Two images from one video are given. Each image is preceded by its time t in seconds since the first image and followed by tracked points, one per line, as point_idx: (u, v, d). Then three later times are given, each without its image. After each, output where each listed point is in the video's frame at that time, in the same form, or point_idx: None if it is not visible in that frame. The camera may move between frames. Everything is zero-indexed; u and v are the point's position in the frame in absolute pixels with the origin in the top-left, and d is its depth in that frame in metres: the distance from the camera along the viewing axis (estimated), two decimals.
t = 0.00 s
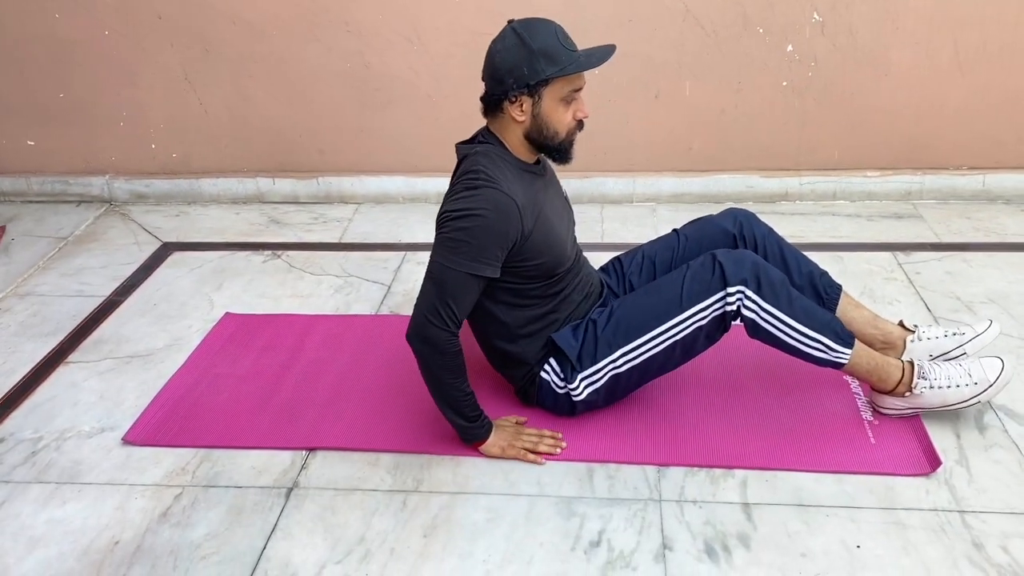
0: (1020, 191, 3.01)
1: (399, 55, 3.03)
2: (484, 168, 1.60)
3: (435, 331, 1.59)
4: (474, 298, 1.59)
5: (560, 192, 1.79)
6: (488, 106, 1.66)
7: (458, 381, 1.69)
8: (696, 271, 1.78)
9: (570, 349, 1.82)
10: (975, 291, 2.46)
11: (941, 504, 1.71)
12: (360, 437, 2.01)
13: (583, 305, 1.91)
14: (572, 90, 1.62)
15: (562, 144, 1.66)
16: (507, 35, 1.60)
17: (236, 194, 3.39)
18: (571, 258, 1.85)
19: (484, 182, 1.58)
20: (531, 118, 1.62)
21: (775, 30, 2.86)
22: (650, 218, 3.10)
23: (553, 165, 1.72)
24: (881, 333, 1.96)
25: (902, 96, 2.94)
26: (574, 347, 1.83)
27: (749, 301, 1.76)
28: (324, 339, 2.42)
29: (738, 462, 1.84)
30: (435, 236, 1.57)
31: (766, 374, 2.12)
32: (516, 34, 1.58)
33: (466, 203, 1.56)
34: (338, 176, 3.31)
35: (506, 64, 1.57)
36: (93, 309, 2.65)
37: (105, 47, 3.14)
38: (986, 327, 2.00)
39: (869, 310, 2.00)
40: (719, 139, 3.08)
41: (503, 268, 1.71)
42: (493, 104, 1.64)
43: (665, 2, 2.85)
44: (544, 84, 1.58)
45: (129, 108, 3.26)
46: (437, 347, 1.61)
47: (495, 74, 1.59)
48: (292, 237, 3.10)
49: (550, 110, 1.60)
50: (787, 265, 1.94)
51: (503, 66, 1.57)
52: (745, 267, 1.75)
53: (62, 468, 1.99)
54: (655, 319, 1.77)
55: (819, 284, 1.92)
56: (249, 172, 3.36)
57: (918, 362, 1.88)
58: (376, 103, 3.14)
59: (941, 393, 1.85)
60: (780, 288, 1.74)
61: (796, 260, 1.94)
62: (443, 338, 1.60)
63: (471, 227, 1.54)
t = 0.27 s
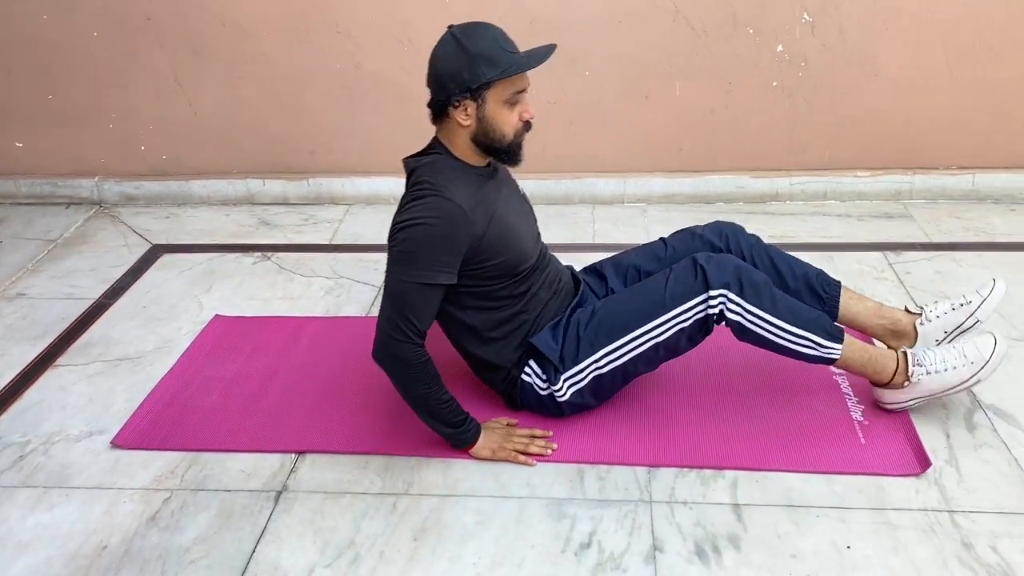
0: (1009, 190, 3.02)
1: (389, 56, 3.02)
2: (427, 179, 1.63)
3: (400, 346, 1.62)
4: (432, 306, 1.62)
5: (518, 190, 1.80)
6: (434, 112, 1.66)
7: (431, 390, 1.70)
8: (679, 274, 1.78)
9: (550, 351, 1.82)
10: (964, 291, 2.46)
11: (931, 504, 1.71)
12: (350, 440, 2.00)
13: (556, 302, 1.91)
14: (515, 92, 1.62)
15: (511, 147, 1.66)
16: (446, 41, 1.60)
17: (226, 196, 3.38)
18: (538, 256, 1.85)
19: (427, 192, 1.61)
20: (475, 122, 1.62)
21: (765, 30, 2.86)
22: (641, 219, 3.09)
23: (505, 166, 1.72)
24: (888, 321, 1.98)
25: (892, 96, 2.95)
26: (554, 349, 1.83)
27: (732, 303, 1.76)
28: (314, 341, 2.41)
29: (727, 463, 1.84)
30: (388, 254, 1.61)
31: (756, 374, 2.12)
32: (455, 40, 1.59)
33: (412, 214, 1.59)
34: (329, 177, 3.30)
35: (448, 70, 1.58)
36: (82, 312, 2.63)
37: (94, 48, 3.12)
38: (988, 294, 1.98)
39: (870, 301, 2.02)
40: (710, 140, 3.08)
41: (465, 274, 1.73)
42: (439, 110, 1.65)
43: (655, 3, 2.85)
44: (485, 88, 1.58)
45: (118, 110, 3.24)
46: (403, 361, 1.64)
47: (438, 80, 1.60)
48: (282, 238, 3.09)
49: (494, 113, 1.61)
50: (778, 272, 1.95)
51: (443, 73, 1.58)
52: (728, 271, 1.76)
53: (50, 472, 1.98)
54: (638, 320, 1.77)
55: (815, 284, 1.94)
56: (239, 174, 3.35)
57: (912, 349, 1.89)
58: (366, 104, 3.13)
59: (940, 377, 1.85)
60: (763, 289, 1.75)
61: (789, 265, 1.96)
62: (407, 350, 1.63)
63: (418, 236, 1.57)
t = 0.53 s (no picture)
0: (995, 192, 3.04)
1: (377, 59, 3.02)
2: (386, 196, 1.63)
3: (370, 363, 1.62)
4: (400, 321, 1.62)
5: (483, 198, 1.80)
6: (390, 129, 1.66)
7: (405, 402, 1.69)
8: (673, 275, 1.79)
9: (542, 352, 1.81)
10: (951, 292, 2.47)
11: (918, 505, 1.71)
12: (337, 444, 1.99)
13: (532, 308, 1.90)
14: (468, 102, 1.62)
15: (470, 157, 1.66)
16: (396, 57, 1.61)
17: (214, 199, 3.36)
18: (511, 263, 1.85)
19: (387, 210, 1.61)
20: (432, 136, 1.62)
21: (752, 32, 2.87)
22: (629, 221, 3.10)
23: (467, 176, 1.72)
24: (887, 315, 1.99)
25: (879, 98, 2.96)
26: (545, 349, 1.82)
27: (727, 302, 1.77)
28: (301, 345, 2.40)
29: (716, 465, 1.83)
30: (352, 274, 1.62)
31: (743, 376, 2.13)
32: (404, 56, 1.59)
33: (373, 233, 1.59)
34: (317, 180, 3.29)
35: (398, 87, 1.58)
36: (68, 317, 2.62)
37: (79, 51, 3.10)
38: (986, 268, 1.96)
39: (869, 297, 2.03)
40: (698, 142, 3.09)
41: (434, 287, 1.73)
42: (394, 128, 1.65)
43: (643, 5, 2.85)
44: (437, 101, 1.58)
45: (104, 113, 3.22)
46: (374, 376, 1.64)
47: (390, 98, 1.60)
48: (270, 242, 3.07)
49: (449, 125, 1.60)
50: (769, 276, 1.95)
51: (395, 89, 1.58)
52: (720, 271, 1.77)
53: (34, 478, 1.96)
54: (633, 317, 1.78)
55: (810, 283, 1.94)
56: (226, 177, 3.33)
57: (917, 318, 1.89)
58: (354, 107, 3.12)
59: (952, 338, 1.85)
60: (757, 284, 1.76)
61: (776, 267, 1.96)
62: (378, 367, 1.63)
63: (380, 254, 1.57)
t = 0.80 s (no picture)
0: (982, 193, 3.05)
1: (366, 61, 3.01)
2: (371, 195, 1.63)
3: (361, 363, 1.62)
4: (391, 320, 1.62)
5: (468, 197, 1.80)
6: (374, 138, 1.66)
7: (398, 403, 1.69)
8: (642, 263, 1.78)
9: (521, 354, 1.83)
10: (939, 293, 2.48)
11: (906, 506, 1.72)
12: (326, 448, 1.98)
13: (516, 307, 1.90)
14: (452, 110, 1.62)
15: (454, 163, 1.67)
16: (378, 66, 1.61)
17: (201, 202, 3.34)
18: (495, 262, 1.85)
19: (371, 208, 1.61)
20: (416, 144, 1.62)
21: (740, 34, 2.88)
22: (619, 223, 3.09)
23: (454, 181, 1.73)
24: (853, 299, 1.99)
25: (867, 99, 2.97)
26: (525, 351, 1.83)
27: (696, 285, 1.74)
28: (289, 349, 2.39)
29: (704, 467, 1.83)
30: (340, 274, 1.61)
31: (732, 378, 2.13)
32: (386, 65, 1.59)
33: (358, 232, 1.60)
34: (306, 182, 3.28)
35: (382, 95, 1.58)
36: (54, 321, 2.59)
37: (66, 53, 3.08)
38: (947, 256, 1.98)
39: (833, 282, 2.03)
40: (688, 144, 3.09)
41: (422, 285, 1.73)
42: (376, 135, 1.64)
43: (632, 7, 2.85)
44: (421, 109, 1.58)
45: (91, 116, 3.20)
46: (366, 376, 1.63)
47: (373, 106, 1.60)
48: (258, 245, 3.06)
49: (433, 133, 1.61)
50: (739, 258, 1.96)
51: (378, 98, 1.58)
52: (688, 254, 1.74)
53: (20, 484, 1.94)
54: (606, 308, 1.77)
55: (777, 266, 1.95)
56: (214, 180, 3.32)
57: (883, 305, 1.90)
58: (343, 109, 3.11)
59: (915, 327, 1.87)
60: (726, 268, 1.74)
61: (747, 248, 1.96)
62: (369, 367, 1.62)
63: (367, 251, 1.57)
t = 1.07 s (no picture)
0: (974, 194, 3.07)
1: (358, 63, 3.00)
2: (437, 182, 1.60)
3: (399, 349, 1.57)
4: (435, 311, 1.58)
5: (509, 209, 1.81)
6: (441, 139, 1.66)
7: (423, 398, 1.66)
8: (563, 231, 1.76)
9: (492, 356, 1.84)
10: (932, 294, 2.48)
11: (900, 506, 1.72)
12: (319, 450, 1.98)
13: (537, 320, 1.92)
14: (523, 119, 1.63)
15: (520, 171, 1.69)
16: (453, 69, 1.60)
17: (194, 205, 3.33)
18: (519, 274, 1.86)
19: (439, 195, 1.57)
20: (485, 152, 1.63)
21: (732, 36, 2.88)
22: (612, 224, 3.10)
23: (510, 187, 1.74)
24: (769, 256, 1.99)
25: (859, 101, 2.98)
26: (500, 352, 1.83)
27: (612, 241, 1.72)
28: (282, 351, 2.38)
29: (699, 468, 1.83)
30: (391, 252, 1.56)
31: (727, 379, 2.13)
32: (462, 69, 1.58)
33: (423, 214, 1.55)
34: (299, 184, 3.27)
35: (454, 99, 1.58)
36: (45, 324, 2.58)
37: (57, 55, 3.07)
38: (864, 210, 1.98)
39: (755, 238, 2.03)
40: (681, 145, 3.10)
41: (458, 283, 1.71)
42: (445, 137, 1.64)
43: (624, 9, 2.86)
44: (493, 117, 1.59)
45: (83, 118, 3.19)
46: (401, 365, 1.59)
47: (444, 109, 1.60)
48: (251, 247, 3.05)
49: (504, 142, 1.62)
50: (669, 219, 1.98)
51: (451, 103, 1.58)
52: (598, 211, 1.72)
53: (12, 488, 1.93)
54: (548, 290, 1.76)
55: (698, 216, 1.98)
56: (207, 182, 3.31)
57: (797, 261, 1.91)
58: (336, 111, 3.10)
59: (828, 282, 1.88)
60: (638, 220, 1.72)
61: (674, 200, 1.98)
62: (406, 355, 1.58)
63: (432, 237, 1.53)
